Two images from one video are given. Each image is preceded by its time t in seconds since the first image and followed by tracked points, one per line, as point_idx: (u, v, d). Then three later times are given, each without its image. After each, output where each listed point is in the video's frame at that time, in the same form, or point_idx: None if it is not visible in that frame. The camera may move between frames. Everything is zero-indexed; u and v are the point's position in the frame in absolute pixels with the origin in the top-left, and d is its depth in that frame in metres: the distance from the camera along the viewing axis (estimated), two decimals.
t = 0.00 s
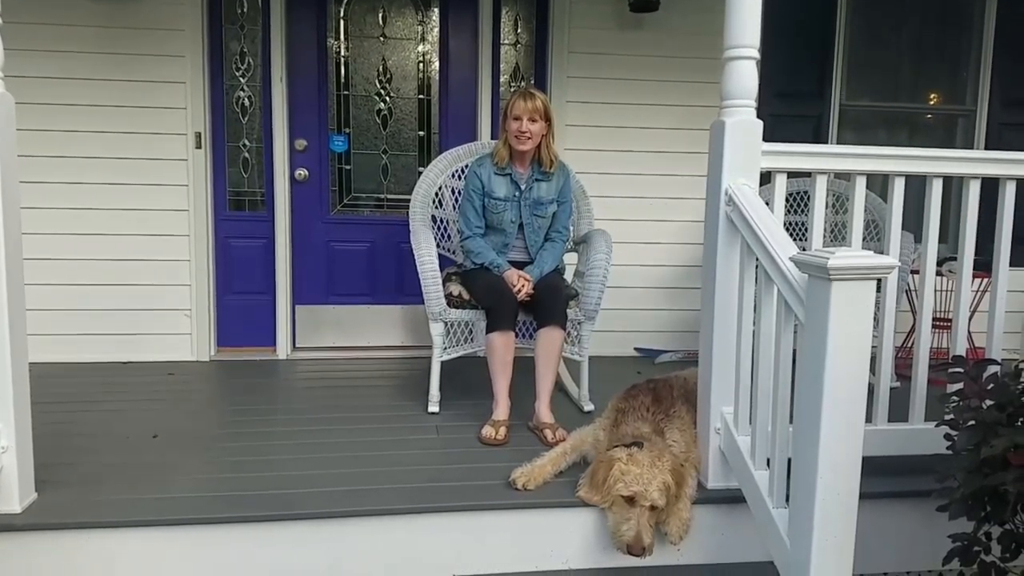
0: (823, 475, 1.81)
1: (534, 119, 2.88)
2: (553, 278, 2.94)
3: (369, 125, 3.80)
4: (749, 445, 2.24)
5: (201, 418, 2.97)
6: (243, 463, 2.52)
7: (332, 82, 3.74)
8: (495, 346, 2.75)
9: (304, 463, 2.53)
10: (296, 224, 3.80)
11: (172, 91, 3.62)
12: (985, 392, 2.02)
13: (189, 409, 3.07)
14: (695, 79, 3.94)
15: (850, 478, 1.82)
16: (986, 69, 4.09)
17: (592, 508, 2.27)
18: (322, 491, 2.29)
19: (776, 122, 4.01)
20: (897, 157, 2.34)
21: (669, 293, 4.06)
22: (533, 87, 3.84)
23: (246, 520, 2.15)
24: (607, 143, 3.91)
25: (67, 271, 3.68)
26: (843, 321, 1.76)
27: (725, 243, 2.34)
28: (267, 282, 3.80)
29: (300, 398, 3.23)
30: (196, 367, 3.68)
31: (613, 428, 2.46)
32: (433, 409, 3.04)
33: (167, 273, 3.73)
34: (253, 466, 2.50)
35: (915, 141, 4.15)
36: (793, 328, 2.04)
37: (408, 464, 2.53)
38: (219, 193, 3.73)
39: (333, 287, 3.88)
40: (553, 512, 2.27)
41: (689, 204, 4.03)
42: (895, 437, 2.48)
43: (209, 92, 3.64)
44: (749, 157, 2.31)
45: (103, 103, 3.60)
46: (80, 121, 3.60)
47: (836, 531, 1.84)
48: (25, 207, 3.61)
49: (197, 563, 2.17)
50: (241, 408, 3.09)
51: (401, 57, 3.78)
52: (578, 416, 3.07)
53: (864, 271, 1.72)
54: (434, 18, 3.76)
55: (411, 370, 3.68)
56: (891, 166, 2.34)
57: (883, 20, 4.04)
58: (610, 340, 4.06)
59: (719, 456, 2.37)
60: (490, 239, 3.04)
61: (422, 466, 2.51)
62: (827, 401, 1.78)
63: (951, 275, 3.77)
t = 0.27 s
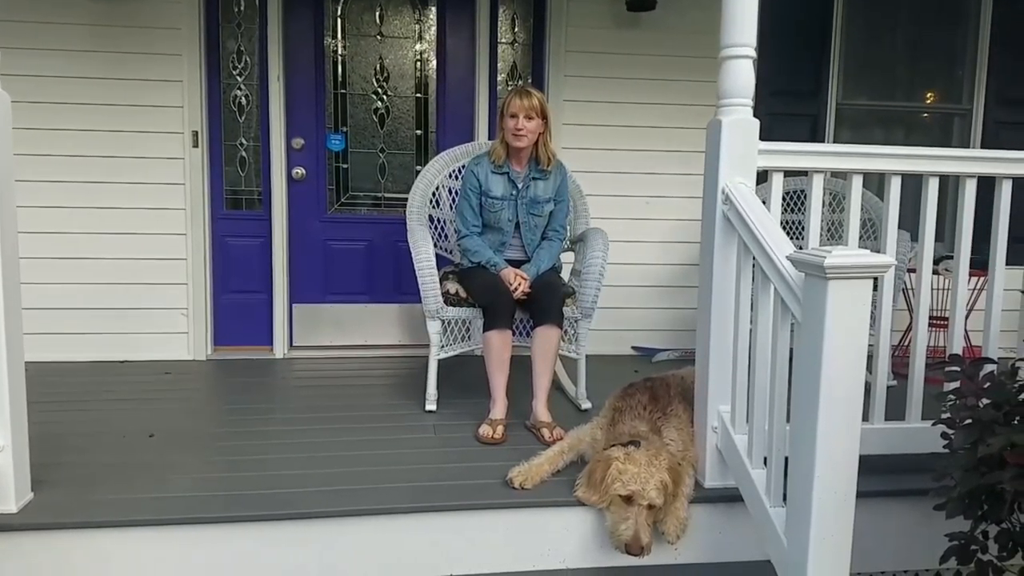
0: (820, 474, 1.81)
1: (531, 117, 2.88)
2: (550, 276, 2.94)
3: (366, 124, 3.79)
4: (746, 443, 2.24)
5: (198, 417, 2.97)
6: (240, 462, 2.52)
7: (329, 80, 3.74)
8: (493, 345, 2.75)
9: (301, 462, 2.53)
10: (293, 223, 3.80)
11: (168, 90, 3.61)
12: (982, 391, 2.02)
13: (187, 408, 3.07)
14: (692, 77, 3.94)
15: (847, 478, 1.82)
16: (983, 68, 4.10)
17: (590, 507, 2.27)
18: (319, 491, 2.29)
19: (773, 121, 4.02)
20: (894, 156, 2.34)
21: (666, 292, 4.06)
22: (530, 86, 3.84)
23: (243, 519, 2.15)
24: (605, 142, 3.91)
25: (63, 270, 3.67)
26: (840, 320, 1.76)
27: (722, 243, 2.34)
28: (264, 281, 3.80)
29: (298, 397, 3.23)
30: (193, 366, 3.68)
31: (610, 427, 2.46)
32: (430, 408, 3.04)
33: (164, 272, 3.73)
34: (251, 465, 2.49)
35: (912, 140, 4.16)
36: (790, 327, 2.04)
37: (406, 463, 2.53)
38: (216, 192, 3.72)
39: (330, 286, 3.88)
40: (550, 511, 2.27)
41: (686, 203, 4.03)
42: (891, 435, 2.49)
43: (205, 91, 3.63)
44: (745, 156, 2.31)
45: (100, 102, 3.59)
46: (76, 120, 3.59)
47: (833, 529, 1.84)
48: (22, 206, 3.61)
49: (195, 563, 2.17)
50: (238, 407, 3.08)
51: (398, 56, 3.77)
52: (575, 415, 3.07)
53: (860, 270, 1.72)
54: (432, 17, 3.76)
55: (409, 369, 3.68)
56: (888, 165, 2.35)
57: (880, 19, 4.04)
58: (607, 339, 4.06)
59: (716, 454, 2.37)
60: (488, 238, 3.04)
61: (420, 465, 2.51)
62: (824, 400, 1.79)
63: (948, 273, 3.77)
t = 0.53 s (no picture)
0: (820, 476, 1.81)
1: (529, 119, 2.88)
2: (549, 278, 2.93)
3: (365, 126, 3.79)
4: (745, 445, 2.24)
5: (197, 419, 2.96)
6: (239, 465, 2.51)
7: (328, 82, 3.74)
8: (492, 346, 2.75)
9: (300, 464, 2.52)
10: (292, 225, 3.79)
11: (167, 92, 3.61)
12: (982, 392, 2.01)
13: (186, 411, 3.07)
14: (691, 79, 3.94)
15: (847, 479, 1.81)
16: (981, 69, 4.10)
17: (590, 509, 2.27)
18: (318, 493, 2.29)
19: (772, 122, 4.02)
20: (893, 157, 2.34)
21: (665, 294, 4.06)
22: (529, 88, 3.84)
23: (242, 522, 2.14)
24: (604, 143, 3.91)
25: (62, 273, 3.67)
26: (840, 321, 1.76)
27: (720, 244, 2.34)
28: (263, 283, 3.80)
29: (297, 399, 3.23)
30: (192, 368, 3.68)
31: (609, 429, 2.45)
32: (429, 410, 3.03)
33: (163, 275, 3.73)
34: (250, 467, 2.49)
35: (911, 141, 4.16)
36: (789, 328, 2.04)
37: (405, 466, 2.52)
38: (215, 194, 3.72)
39: (329, 288, 3.87)
40: (549, 513, 2.27)
41: (685, 204, 4.02)
42: (890, 436, 2.49)
43: (204, 93, 3.63)
44: (744, 157, 2.31)
45: (98, 105, 3.59)
46: (75, 122, 3.59)
47: (833, 531, 1.84)
48: (21, 208, 3.60)
49: (194, 565, 2.16)
50: (237, 410, 3.08)
51: (397, 58, 3.77)
52: (574, 416, 3.07)
53: (859, 271, 1.72)
54: (431, 19, 3.76)
55: (408, 371, 3.68)
56: (887, 166, 2.34)
57: (878, 21, 4.04)
58: (607, 341, 4.06)
59: (715, 456, 2.37)
60: (487, 240, 3.04)
61: (419, 467, 2.51)
62: (823, 401, 1.78)
63: (948, 274, 3.77)
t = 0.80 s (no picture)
0: (817, 478, 1.81)
1: (525, 121, 2.88)
2: (547, 281, 2.93)
3: (362, 130, 3.80)
4: (743, 448, 2.24)
5: (193, 423, 2.96)
6: (235, 469, 2.51)
7: (325, 86, 3.74)
8: (489, 349, 2.75)
9: (297, 468, 2.52)
10: (289, 228, 3.79)
11: (164, 95, 3.61)
12: (978, 395, 2.01)
13: (183, 414, 3.06)
14: (688, 82, 3.95)
15: (844, 481, 1.82)
16: (977, 72, 4.11)
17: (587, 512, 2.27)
18: (315, 497, 2.28)
19: (768, 126, 4.03)
20: (889, 160, 2.35)
21: (662, 296, 4.07)
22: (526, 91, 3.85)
23: (239, 525, 2.14)
24: (601, 146, 3.92)
25: (58, 277, 3.66)
26: (836, 323, 1.76)
27: (717, 247, 2.34)
28: (260, 286, 3.79)
29: (294, 402, 3.22)
30: (189, 372, 3.67)
31: (607, 433, 2.45)
32: (426, 413, 3.03)
33: (159, 278, 3.72)
34: (246, 471, 2.49)
35: (907, 144, 4.17)
36: (786, 331, 2.04)
37: (402, 469, 2.52)
38: (212, 197, 3.72)
39: (326, 291, 3.87)
40: (547, 516, 2.27)
41: (682, 207, 4.03)
42: (886, 438, 2.49)
43: (201, 97, 3.63)
44: (741, 160, 2.31)
45: (95, 108, 3.59)
46: (72, 126, 3.59)
47: (830, 534, 1.84)
48: (17, 212, 3.60)
49: (190, 569, 2.16)
50: (234, 413, 3.07)
51: (394, 61, 3.77)
52: (572, 420, 3.06)
53: (856, 274, 1.72)
54: (428, 22, 3.77)
55: (405, 374, 3.67)
56: (883, 169, 2.35)
57: (874, 24, 4.05)
58: (604, 344, 4.06)
59: (712, 459, 2.37)
60: (484, 243, 3.04)
61: (416, 471, 2.51)
62: (820, 403, 1.79)
63: (944, 276, 3.78)
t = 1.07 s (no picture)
0: (816, 479, 1.81)
1: (523, 122, 2.88)
2: (545, 282, 2.93)
3: (361, 131, 3.80)
4: (742, 449, 2.24)
5: (192, 424, 2.96)
6: (235, 470, 2.51)
7: (324, 87, 3.74)
8: (488, 350, 2.75)
9: (297, 469, 2.52)
10: (288, 230, 3.79)
11: (163, 96, 3.61)
12: (977, 395, 2.01)
13: (182, 416, 3.06)
14: (687, 83, 3.95)
15: (842, 482, 1.82)
16: (975, 73, 4.12)
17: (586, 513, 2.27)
18: (314, 498, 2.28)
19: (767, 127, 4.03)
20: (887, 161, 2.35)
21: (661, 297, 4.06)
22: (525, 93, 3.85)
23: (238, 527, 2.13)
24: (600, 148, 3.92)
25: (57, 278, 3.66)
26: (837, 325, 1.76)
27: (716, 248, 2.34)
28: (259, 288, 3.79)
29: (293, 404, 3.22)
30: (188, 373, 3.67)
31: (606, 434, 2.45)
32: (426, 414, 3.03)
33: (158, 279, 3.72)
34: (245, 472, 2.48)
35: (905, 145, 4.17)
36: (785, 331, 2.04)
37: (401, 470, 2.52)
38: (211, 199, 3.72)
39: (325, 292, 3.87)
40: (545, 518, 2.27)
41: (681, 208, 4.03)
42: (885, 440, 2.49)
43: (200, 98, 3.63)
44: (740, 161, 2.31)
45: (94, 110, 3.59)
46: (71, 127, 3.58)
47: (829, 534, 1.84)
48: (16, 213, 3.60)
49: (190, 571, 2.15)
50: (233, 415, 3.07)
51: (393, 63, 3.78)
52: (571, 421, 3.06)
53: (855, 274, 1.72)
54: (426, 24, 3.77)
55: (404, 375, 3.67)
56: (882, 170, 2.35)
57: (872, 25, 4.06)
58: (603, 345, 4.06)
59: (711, 460, 2.37)
60: (483, 244, 3.04)
61: (415, 472, 2.50)
62: (819, 404, 1.79)
63: (942, 277, 3.78)
